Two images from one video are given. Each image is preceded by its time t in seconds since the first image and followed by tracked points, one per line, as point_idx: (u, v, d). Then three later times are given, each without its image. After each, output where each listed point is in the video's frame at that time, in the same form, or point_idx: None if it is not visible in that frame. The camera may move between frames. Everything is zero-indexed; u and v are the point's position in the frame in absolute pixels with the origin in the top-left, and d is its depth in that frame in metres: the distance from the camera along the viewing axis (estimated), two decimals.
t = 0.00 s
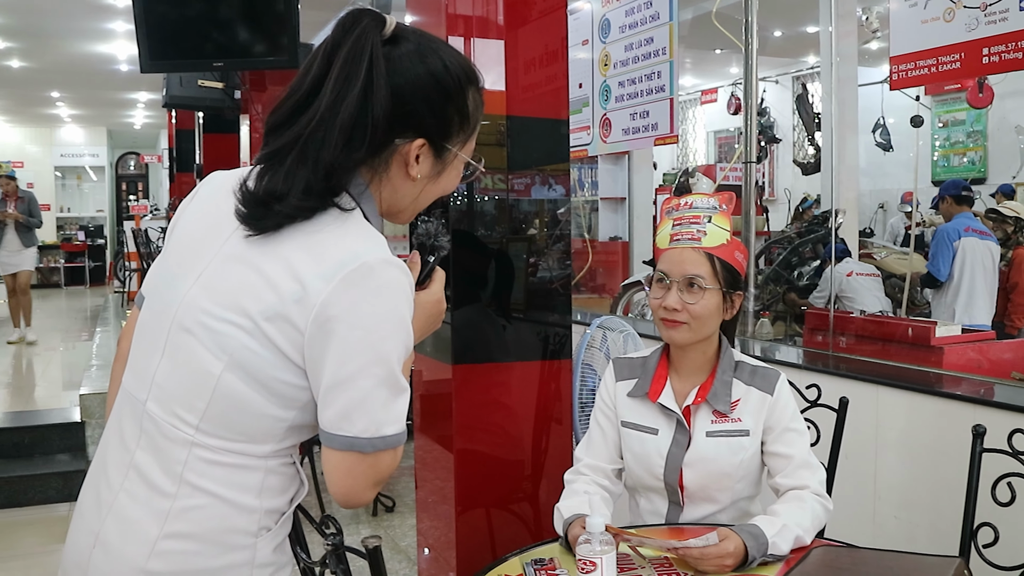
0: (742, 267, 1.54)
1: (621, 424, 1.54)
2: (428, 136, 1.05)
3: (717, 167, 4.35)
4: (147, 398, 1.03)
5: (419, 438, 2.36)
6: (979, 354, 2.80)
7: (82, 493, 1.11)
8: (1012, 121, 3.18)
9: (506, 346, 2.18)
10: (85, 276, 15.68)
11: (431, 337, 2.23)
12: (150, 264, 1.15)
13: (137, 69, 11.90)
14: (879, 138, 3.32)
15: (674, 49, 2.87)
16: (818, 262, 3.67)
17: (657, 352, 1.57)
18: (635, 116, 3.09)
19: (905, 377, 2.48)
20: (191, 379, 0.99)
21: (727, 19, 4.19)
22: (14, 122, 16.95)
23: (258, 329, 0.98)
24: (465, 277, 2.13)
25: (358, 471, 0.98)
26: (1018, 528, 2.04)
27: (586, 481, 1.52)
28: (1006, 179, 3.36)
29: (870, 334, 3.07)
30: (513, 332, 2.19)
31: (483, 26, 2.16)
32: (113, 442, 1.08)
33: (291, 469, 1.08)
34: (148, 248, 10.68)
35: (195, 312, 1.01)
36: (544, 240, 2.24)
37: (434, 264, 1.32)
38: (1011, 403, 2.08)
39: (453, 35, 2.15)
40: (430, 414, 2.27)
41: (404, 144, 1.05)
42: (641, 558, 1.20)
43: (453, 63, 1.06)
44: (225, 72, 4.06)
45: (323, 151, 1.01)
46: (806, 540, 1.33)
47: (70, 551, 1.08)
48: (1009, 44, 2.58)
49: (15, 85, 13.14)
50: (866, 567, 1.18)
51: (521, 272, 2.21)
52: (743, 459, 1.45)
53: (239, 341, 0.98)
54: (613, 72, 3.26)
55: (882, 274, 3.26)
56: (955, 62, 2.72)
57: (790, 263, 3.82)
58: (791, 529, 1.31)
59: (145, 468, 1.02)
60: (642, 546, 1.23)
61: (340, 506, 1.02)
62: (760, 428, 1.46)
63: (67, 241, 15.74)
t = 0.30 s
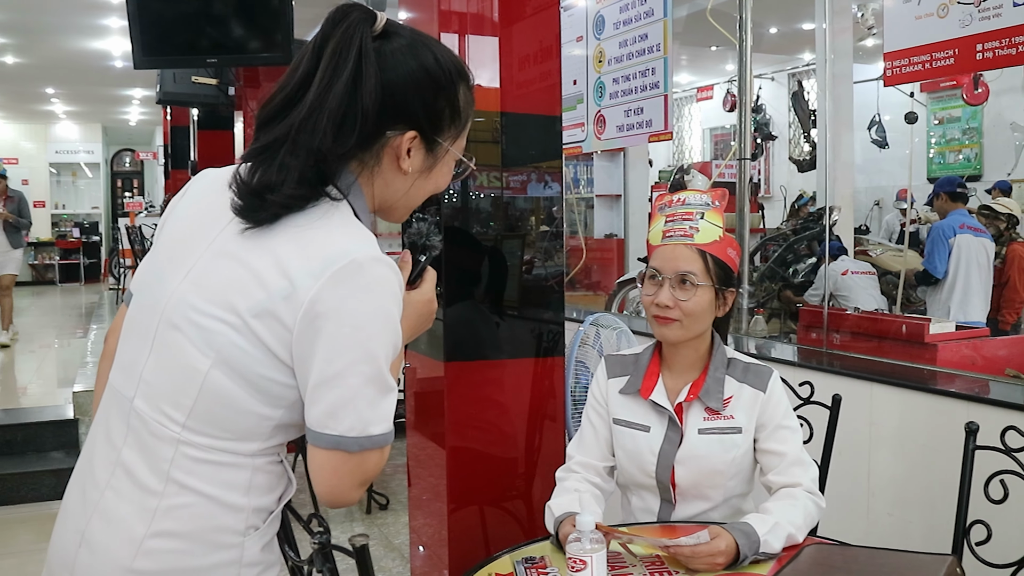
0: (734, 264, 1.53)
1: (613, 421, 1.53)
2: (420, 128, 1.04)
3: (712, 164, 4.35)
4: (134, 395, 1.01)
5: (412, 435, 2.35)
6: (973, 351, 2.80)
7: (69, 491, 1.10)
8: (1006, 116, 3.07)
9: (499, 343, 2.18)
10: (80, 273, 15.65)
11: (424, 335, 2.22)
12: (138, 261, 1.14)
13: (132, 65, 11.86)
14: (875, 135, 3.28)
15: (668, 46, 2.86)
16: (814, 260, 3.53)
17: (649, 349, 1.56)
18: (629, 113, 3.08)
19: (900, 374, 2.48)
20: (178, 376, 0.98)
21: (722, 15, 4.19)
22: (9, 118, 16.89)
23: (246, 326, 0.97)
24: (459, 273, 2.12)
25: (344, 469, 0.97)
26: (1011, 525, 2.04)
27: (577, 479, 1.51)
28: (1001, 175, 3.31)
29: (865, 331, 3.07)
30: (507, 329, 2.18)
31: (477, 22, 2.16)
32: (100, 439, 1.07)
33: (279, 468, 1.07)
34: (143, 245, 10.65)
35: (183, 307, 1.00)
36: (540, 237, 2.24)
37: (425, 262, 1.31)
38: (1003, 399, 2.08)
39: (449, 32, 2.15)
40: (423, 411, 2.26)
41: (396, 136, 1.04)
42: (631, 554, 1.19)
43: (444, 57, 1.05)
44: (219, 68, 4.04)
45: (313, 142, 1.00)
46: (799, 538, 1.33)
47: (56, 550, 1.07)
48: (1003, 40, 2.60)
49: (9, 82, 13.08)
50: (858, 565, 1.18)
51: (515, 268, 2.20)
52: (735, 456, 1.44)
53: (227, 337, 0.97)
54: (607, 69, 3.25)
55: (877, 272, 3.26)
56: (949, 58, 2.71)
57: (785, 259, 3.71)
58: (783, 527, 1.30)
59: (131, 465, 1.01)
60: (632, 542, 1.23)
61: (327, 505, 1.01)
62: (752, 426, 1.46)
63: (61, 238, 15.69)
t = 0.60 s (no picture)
0: (725, 264, 1.53)
1: (604, 421, 1.53)
2: (413, 131, 1.04)
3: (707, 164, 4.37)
4: (120, 395, 1.00)
5: (405, 434, 2.34)
6: (966, 352, 2.79)
7: (53, 490, 1.09)
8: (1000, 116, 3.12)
9: (493, 343, 2.17)
10: (74, 273, 15.60)
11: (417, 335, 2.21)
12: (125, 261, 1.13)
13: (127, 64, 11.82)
14: (870, 135, 3.34)
15: (661, 44, 2.85)
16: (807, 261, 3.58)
17: (640, 349, 1.55)
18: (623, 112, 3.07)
19: (893, 375, 2.48)
20: (165, 377, 0.97)
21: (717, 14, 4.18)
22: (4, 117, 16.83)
23: (234, 329, 0.96)
24: (452, 273, 2.11)
25: (335, 474, 0.96)
26: (1002, 526, 2.04)
27: (568, 479, 1.50)
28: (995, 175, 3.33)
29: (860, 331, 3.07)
30: (500, 329, 2.17)
31: (470, 22, 2.15)
32: (85, 439, 1.06)
33: (266, 469, 1.06)
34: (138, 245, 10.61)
35: (170, 307, 0.99)
36: (535, 237, 2.24)
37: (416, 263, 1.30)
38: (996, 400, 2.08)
39: (441, 32, 2.13)
40: (416, 411, 2.25)
41: (388, 139, 1.03)
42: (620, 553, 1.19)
43: (437, 59, 1.04)
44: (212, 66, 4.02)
45: (306, 144, 0.98)
46: (790, 538, 1.32)
47: (39, 550, 1.06)
48: (995, 39, 2.58)
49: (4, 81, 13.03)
50: (850, 567, 1.17)
51: (508, 268, 2.19)
52: (727, 457, 1.44)
53: (215, 339, 0.96)
54: (601, 68, 3.24)
55: (871, 272, 3.26)
56: (942, 57, 2.71)
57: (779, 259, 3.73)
58: (774, 528, 1.30)
59: (117, 466, 1.00)
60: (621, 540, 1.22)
61: (316, 510, 1.00)
62: (745, 427, 1.45)
63: (56, 238, 15.64)
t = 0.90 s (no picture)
0: (715, 262, 1.51)
1: (593, 419, 1.52)
2: (395, 127, 1.02)
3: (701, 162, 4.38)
4: (100, 393, 0.99)
5: (396, 433, 2.33)
6: (959, 349, 2.98)
7: (32, 489, 1.07)
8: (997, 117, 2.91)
9: (484, 342, 2.16)
10: (69, 272, 15.56)
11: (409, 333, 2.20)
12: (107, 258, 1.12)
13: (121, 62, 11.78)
14: (865, 133, 3.25)
15: (654, 42, 2.84)
16: (800, 259, 3.59)
17: (629, 346, 1.55)
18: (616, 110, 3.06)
19: (885, 373, 2.47)
20: (145, 374, 0.96)
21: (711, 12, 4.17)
22: None
23: (215, 326, 0.95)
24: (443, 271, 2.11)
25: (318, 473, 0.95)
26: (994, 525, 2.03)
27: (557, 477, 1.49)
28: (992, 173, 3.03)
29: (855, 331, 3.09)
30: (491, 328, 2.17)
31: (464, 20, 2.14)
32: (64, 437, 1.05)
33: (248, 468, 1.04)
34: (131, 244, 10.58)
35: (151, 304, 0.97)
36: (531, 238, 2.22)
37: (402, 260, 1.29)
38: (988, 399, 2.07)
39: (434, 30, 2.12)
40: (407, 410, 2.24)
41: (370, 135, 1.02)
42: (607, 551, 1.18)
43: (418, 53, 1.03)
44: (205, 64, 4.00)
45: (287, 141, 0.97)
46: (778, 537, 1.31)
47: (18, 549, 1.05)
48: (987, 36, 2.57)
49: None
50: (838, 566, 1.16)
51: (501, 267, 2.18)
52: (716, 455, 1.43)
53: (196, 336, 0.95)
54: (594, 65, 3.23)
55: (864, 271, 3.34)
56: (934, 54, 2.71)
57: (774, 257, 3.75)
58: (763, 527, 1.29)
59: (97, 464, 0.98)
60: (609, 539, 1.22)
61: (300, 509, 0.99)
62: (735, 425, 1.45)
63: (50, 237, 15.59)
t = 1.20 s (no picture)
0: (706, 262, 1.51)
1: (583, 419, 1.51)
2: (380, 126, 1.01)
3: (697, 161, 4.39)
4: (83, 393, 0.98)
5: (389, 432, 2.32)
6: (953, 348, 2.82)
7: (15, 490, 1.06)
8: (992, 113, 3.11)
9: (476, 341, 2.15)
10: (64, 271, 15.51)
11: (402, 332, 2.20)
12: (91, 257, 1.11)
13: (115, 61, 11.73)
14: (861, 132, 3.27)
15: (647, 40, 2.83)
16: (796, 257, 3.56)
17: (620, 346, 1.54)
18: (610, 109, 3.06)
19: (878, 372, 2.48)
20: (130, 373, 0.95)
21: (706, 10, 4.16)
22: None
23: (199, 326, 0.94)
24: (435, 269, 2.10)
25: (305, 474, 0.94)
26: (986, 525, 2.03)
27: (546, 478, 1.49)
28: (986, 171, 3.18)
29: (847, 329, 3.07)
30: (485, 328, 2.16)
31: (457, 19, 2.12)
32: (47, 438, 1.03)
33: (232, 467, 1.04)
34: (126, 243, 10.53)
35: (134, 303, 0.96)
36: (529, 236, 2.22)
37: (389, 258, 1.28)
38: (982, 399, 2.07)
39: (429, 28, 2.12)
40: (400, 409, 2.24)
41: (354, 134, 1.01)
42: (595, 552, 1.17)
43: (403, 53, 1.02)
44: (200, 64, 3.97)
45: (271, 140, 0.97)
46: (769, 537, 1.31)
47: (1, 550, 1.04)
48: (980, 33, 2.56)
49: None
50: (828, 567, 1.15)
51: (496, 265, 2.17)
52: (707, 455, 1.42)
53: (180, 336, 0.94)
54: (588, 64, 3.22)
55: (859, 275, 3.25)
56: (927, 52, 2.70)
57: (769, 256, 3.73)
58: (753, 528, 1.28)
59: (80, 465, 0.97)
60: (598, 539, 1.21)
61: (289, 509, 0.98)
62: (725, 425, 1.44)
63: (45, 236, 15.52)
